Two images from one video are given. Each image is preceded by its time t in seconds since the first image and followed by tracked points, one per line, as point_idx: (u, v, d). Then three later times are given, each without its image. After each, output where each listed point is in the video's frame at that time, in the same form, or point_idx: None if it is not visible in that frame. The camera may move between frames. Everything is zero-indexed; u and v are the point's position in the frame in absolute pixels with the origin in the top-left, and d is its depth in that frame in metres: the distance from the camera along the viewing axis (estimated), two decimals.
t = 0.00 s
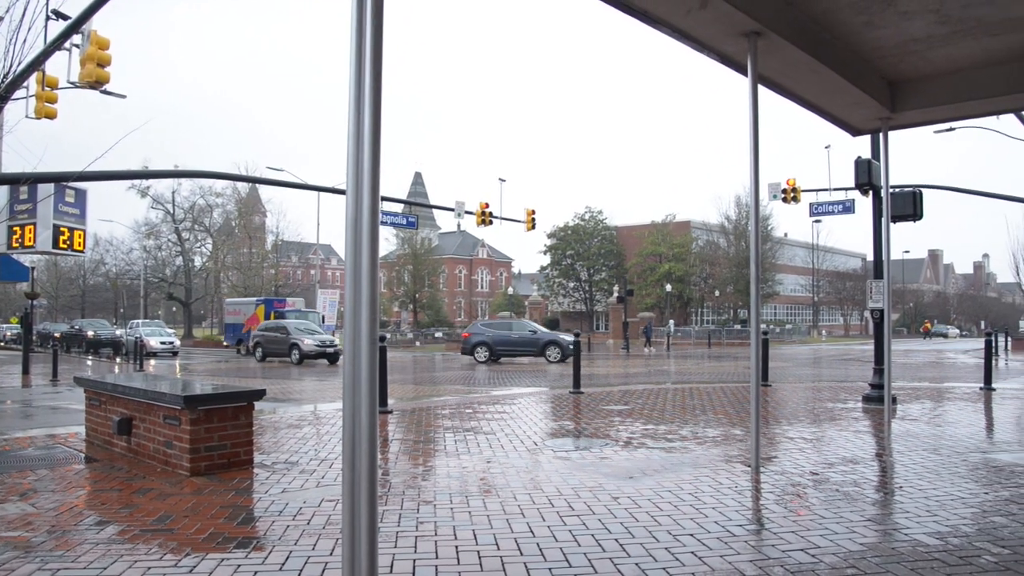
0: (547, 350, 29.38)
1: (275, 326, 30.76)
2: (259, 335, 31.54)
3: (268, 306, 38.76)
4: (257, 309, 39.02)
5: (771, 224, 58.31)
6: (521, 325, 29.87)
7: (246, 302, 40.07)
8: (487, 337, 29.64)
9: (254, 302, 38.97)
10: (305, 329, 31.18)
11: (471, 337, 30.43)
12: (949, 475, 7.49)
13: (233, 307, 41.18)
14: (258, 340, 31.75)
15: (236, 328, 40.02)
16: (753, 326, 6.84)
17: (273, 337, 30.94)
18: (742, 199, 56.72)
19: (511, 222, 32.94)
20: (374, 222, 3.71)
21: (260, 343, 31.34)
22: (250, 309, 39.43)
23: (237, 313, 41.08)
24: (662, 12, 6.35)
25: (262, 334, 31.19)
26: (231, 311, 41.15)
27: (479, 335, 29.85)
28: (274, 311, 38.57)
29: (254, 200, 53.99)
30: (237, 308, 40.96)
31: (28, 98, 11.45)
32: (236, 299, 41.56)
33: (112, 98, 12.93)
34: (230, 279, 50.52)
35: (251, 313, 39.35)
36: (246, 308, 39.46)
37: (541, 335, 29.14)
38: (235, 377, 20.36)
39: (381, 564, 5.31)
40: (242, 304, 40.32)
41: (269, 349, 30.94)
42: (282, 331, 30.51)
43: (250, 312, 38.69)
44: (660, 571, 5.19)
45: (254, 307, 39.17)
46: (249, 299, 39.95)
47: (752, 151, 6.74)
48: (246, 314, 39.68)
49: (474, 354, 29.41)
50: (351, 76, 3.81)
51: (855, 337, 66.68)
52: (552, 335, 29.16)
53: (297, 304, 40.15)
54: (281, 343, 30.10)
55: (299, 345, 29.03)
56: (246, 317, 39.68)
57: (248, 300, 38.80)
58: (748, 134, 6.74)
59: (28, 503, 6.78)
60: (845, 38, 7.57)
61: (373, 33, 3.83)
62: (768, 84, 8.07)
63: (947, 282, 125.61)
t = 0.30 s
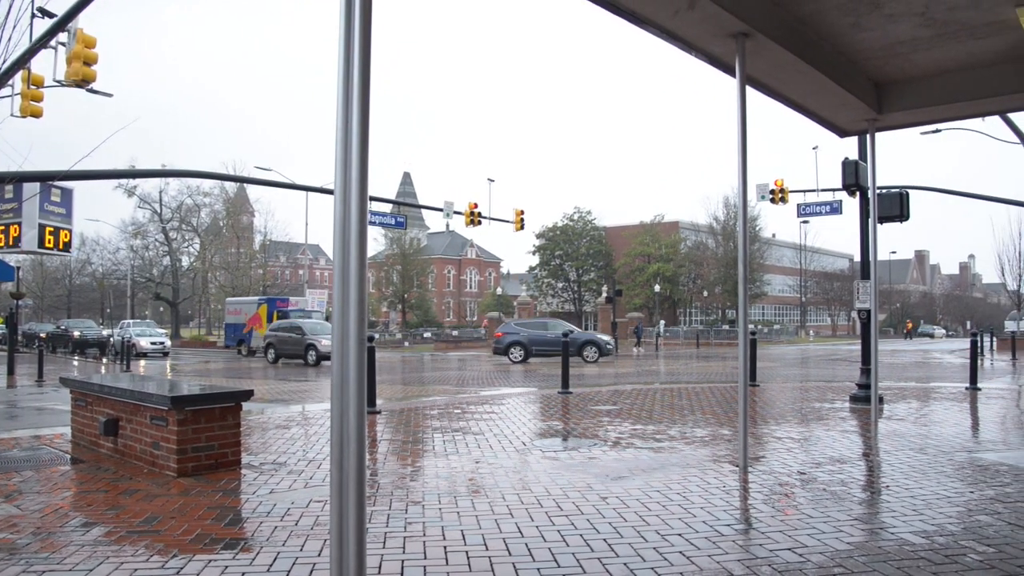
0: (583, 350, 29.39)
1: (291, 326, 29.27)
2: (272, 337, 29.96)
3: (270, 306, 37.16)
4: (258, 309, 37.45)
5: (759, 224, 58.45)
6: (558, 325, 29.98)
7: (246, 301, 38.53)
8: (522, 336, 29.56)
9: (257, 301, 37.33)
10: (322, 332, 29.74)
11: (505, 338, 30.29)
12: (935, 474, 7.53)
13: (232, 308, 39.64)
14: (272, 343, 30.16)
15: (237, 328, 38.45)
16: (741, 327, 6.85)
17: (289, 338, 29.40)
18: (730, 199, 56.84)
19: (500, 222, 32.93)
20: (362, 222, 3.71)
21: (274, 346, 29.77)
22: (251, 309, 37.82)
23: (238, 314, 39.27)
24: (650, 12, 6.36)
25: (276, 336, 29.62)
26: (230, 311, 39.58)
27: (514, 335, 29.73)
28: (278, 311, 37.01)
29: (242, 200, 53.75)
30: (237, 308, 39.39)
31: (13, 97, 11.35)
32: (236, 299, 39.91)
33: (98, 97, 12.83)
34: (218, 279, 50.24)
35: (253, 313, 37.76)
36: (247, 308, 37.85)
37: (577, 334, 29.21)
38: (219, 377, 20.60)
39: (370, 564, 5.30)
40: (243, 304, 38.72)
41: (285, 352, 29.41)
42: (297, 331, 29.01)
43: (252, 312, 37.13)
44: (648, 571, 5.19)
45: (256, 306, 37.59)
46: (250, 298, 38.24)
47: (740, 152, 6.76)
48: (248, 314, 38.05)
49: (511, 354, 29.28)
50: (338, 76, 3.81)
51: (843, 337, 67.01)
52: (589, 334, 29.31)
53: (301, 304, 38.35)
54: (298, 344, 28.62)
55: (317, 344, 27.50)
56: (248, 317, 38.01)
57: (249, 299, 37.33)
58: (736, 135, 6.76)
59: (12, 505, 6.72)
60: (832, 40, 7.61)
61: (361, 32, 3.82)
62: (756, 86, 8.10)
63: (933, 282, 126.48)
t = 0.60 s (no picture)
0: (623, 350, 29.64)
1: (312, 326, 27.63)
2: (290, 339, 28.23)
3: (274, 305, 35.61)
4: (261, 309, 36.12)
5: (746, 225, 58.63)
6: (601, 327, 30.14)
7: (247, 301, 37.18)
8: (562, 334, 29.46)
9: (262, 300, 35.67)
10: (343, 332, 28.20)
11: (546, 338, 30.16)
12: (920, 473, 7.58)
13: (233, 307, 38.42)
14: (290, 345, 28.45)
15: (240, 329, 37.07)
16: (728, 327, 6.86)
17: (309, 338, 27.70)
18: (717, 200, 56.97)
19: (487, 222, 32.92)
20: (349, 222, 3.70)
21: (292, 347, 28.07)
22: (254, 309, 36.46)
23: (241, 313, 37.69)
24: (637, 13, 6.37)
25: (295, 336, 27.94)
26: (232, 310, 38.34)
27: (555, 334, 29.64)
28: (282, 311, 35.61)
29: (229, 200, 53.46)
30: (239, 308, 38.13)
31: None
32: (237, 298, 38.35)
33: (83, 95, 12.78)
34: (204, 279, 49.89)
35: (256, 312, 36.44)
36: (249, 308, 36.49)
37: (617, 333, 29.47)
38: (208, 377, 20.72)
39: (356, 565, 5.27)
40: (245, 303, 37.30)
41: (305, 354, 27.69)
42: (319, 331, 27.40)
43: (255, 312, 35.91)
44: (635, 571, 5.19)
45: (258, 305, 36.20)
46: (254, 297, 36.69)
47: (727, 153, 6.79)
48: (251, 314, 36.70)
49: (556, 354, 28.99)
50: (326, 74, 3.79)
51: (828, 338, 67.41)
52: (628, 333, 29.63)
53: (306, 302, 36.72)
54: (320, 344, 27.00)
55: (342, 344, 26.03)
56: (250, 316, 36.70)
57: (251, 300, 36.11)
58: (723, 136, 6.77)
59: None
60: (818, 42, 7.64)
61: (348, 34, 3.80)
62: (743, 87, 8.14)
63: (917, 283, 127.49)
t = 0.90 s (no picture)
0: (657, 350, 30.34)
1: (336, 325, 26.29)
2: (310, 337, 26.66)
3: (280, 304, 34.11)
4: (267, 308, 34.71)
5: (733, 225, 58.82)
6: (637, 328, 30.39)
7: (251, 300, 35.68)
8: (600, 335, 29.44)
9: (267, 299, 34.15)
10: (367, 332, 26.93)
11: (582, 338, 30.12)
12: (904, 472, 7.64)
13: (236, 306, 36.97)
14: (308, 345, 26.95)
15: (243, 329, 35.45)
16: (715, 327, 6.88)
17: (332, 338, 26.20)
18: (704, 200, 57.11)
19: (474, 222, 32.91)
20: (336, 223, 3.69)
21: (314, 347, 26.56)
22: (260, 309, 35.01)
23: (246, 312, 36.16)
24: (625, 14, 6.39)
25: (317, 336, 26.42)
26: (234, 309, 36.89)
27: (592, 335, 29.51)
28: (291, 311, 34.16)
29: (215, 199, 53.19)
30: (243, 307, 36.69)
31: None
32: (239, 297, 36.70)
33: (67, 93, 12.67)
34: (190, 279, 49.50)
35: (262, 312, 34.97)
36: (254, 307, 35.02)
37: (652, 333, 30.01)
38: (192, 377, 20.91)
39: (342, 566, 5.26)
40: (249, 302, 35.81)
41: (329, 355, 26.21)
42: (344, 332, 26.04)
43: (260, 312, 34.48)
44: (622, 571, 5.20)
45: (263, 305, 34.77)
46: (260, 295, 35.19)
47: (714, 155, 6.80)
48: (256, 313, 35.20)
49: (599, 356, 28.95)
50: (312, 73, 3.79)
51: (814, 338, 67.79)
52: (663, 333, 30.31)
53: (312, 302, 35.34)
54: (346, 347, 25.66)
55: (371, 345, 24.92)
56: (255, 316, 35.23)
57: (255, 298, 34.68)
58: (710, 137, 6.79)
59: None
60: (804, 44, 7.69)
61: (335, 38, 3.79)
62: (730, 89, 8.16)
63: (902, 283, 128.52)
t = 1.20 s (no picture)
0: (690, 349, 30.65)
1: (367, 325, 25.30)
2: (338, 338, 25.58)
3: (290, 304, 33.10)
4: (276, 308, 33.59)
5: (719, 226, 59.07)
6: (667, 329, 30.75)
7: (257, 299, 34.51)
8: (635, 335, 29.83)
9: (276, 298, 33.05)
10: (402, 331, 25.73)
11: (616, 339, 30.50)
12: (888, 472, 7.68)
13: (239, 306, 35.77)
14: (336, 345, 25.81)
15: (248, 329, 34.42)
16: (700, 328, 6.89)
17: (363, 339, 25.28)
18: (690, 201, 57.28)
19: (461, 222, 32.87)
20: (321, 223, 3.67)
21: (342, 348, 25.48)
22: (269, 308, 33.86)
23: (251, 313, 34.99)
24: (611, 15, 6.39)
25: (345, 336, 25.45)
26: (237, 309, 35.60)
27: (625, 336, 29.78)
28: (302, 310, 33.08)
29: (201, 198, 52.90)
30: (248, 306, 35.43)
31: None
32: (242, 297, 35.58)
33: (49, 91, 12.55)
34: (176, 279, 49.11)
35: (271, 312, 33.88)
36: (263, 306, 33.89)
37: (685, 333, 30.41)
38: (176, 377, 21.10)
39: (328, 568, 5.23)
40: (256, 301, 34.57)
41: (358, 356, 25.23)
42: (376, 332, 25.07)
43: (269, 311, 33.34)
44: (608, 571, 5.20)
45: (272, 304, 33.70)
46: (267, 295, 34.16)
47: (701, 156, 6.83)
48: (264, 313, 34.05)
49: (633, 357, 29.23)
50: (298, 71, 3.78)
51: (799, 338, 68.20)
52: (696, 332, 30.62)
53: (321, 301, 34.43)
54: (377, 348, 24.75)
55: (406, 346, 23.90)
56: (262, 316, 34.06)
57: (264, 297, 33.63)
58: (696, 138, 6.81)
59: None
60: (789, 46, 7.73)
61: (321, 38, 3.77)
62: (716, 90, 8.19)
63: (887, 284, 129.51)
